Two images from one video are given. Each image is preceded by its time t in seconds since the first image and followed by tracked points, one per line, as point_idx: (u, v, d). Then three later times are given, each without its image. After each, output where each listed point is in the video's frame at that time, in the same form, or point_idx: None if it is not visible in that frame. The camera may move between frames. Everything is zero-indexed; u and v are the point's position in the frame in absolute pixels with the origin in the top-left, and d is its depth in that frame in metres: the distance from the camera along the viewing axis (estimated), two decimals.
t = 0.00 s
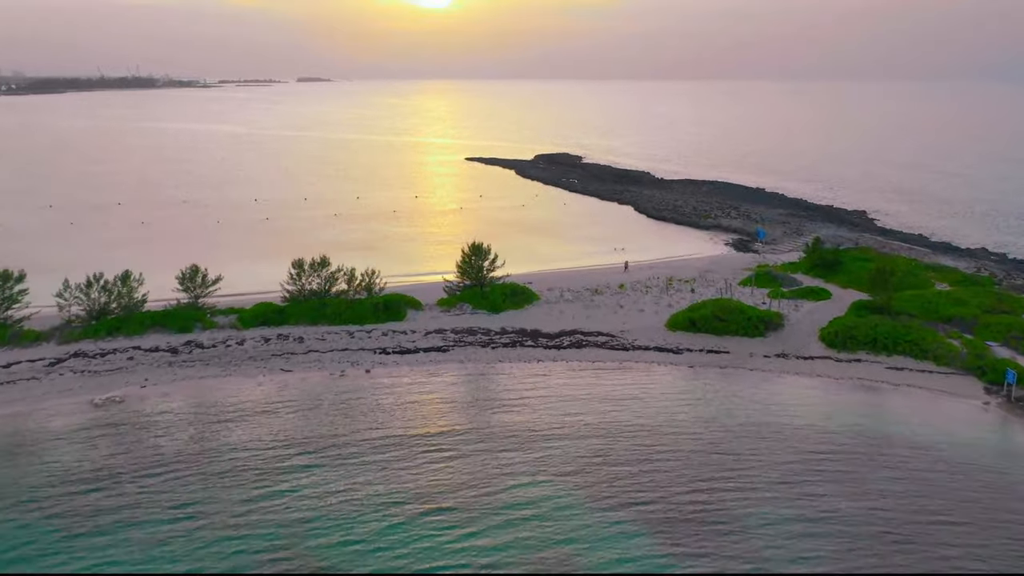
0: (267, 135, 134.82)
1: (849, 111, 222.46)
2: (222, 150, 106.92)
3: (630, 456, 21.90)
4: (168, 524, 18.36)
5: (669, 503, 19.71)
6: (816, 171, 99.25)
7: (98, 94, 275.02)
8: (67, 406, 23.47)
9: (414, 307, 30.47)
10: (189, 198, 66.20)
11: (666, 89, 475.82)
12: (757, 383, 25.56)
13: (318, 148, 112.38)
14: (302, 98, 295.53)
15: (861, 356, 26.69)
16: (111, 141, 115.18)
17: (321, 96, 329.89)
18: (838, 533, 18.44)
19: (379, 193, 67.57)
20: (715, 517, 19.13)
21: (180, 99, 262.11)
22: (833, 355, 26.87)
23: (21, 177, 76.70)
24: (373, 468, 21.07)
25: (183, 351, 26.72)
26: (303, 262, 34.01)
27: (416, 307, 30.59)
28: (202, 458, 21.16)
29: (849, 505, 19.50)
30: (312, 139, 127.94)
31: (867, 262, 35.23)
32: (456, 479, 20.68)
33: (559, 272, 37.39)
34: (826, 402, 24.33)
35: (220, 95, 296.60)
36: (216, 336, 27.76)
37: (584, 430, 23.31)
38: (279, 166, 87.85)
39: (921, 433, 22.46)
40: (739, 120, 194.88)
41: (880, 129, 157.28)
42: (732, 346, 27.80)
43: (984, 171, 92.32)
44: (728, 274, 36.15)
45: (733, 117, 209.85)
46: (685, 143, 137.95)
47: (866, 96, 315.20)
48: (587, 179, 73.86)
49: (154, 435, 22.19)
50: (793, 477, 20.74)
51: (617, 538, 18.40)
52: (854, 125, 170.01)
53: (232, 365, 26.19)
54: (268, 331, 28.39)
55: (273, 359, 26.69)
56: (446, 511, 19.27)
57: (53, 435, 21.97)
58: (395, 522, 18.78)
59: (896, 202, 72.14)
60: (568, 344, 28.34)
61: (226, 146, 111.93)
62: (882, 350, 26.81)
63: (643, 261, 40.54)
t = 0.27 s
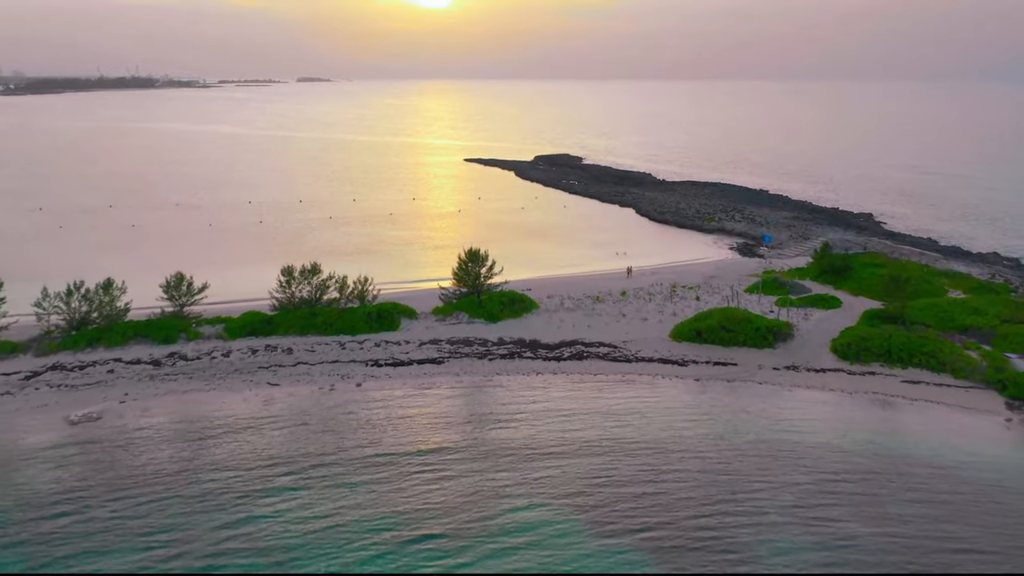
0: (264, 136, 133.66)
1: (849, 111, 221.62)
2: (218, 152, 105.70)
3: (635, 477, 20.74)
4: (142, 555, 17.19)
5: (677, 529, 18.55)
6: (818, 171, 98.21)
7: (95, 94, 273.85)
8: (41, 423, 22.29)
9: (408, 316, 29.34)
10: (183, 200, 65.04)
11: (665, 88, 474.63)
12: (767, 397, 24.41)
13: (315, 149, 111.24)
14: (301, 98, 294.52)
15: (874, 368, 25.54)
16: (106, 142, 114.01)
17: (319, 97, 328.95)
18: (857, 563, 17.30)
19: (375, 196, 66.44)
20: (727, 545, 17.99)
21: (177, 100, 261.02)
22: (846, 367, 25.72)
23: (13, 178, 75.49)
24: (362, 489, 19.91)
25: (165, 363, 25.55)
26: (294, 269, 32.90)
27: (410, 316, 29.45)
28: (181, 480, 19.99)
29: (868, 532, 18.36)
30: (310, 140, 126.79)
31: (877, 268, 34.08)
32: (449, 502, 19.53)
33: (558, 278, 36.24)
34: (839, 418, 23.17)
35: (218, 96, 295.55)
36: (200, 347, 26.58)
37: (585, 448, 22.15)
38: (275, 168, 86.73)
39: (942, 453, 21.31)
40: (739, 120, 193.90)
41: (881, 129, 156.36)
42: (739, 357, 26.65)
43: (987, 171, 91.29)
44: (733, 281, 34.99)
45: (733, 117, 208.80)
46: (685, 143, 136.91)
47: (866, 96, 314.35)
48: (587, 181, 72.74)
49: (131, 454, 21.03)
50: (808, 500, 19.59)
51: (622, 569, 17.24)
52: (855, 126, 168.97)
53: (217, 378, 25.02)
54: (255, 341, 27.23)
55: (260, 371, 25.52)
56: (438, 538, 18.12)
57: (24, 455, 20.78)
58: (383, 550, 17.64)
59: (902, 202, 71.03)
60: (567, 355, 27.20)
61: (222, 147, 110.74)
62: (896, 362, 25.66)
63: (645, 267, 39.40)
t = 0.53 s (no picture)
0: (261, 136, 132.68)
1: (850, 111, 220.97)
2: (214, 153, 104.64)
3: (639, 497, 19.73)
4: None
5: (685, 554, 17.53)
6: (820, 171, 97.34)
7: (93, 94, 272.84)
8: (17, 439, 21.27)
9: (403, 324, 28.34)
10: (177, 203, 64.02)
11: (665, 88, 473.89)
12: (776, 410, 23.40)
13: (312, 150, 110.27)
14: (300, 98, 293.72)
15: (887, 380, 24.55)
16: (101, 142, 112.91)
17: (318, 97, 328.10)
18: None
19: (372, 198, 65.44)
20: (737, 571, 17.01)
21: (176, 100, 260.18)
22: (858, 378, 24.71)
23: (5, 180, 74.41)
24: (350, 510, 18.91)
25: (149, 375, 24.54)
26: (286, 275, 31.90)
27: (405, 324, 28.45)
28: (161, 501, 18.97)
29: (886, 557, 17.37)
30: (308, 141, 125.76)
31: (887, 274, 33.06)
32: (442, 524, 18.53)
33: (558, 284, 35.22)
34: (852, 433, 22.17)
35: (218, 96, 294.66)
36: (186, 358, 25.58)
37: (587, 465, 21.13)
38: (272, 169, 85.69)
39: (962, 471, 20.30)
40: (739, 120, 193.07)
41: (883, 129, 155.56)
42: (746, 368, 25.63)
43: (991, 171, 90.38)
44: (739, 287, 33.97)
45: (734, 117, 207.84)
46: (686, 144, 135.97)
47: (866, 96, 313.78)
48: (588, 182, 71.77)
49: (110, 473, 20.01)
50: (822, 522, 18.60)
51: None
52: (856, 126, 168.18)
53: (202, 391, 24.01)
54: (244, 352, 26.20)
55: (248, 384, 24.51)
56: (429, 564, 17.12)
57: None
58: None
59: (907, 203, 70.02)
60: (568, 366, 26.20)
61: (219, 148, 109.68)
62: (910, 374, 24.66)
63: (648, 271, 38.38)
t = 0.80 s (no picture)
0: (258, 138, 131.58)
1: (850, 111, 220.11)
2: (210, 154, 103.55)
3: (644, 522, 18.59)
4: None
5: None
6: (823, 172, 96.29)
7: (90, 95, 271.78)
8: None
9: (395, 335, 27.20)
10: (170, 205, 62.87)
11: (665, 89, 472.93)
12: (788, 427, 22.26)
13: (310, 151, 109.16)
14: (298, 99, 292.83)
15: (903, 395, 23.40)
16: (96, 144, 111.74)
17: (317, 97, 327.00)
18: None
19: (368, 200, 64.30)
20: None
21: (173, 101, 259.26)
22: (872, 393, 23.58)
23: None
24: (335, 536, 17.78)
25: (128, 390, 23.38)
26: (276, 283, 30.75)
27: (398, 335, 27.31)
28: (135, 528, 17.83)
29: None
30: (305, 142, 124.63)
31: (898, 282, 31.90)
32: (433, 551, 17.40)
33: (558, 291, 34.08)
34: (867, 451, 21.02)
35: (216, 97, 293.59)
36: (168, 371, 24.43)
37: (588, 487, 19.99)
38: (268, 171, 84.54)
39: (986, 493, 19.18)
40: (740, 121, 192.04)
41: (884, 130, 154.59)
42: (755, 382, 24.48)
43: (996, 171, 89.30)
44: (745, 294, 32.80)
45: (734, 117, 206.81)
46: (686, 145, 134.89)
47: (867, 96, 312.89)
48: (588, 184, 70.67)
49: (83, 496, 18.87)
50: (839, 549, 17.47)
51: None
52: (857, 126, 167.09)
53: (184, 407, 22.86)
54: (229, 364, 25.05)
55: (232, 399, 23.36)
56: None
57: None
58: None
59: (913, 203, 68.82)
60: (568, 379, 25.05)
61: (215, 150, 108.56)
62: (926, 388, 23.51)
63: (650, 277, 37.25)
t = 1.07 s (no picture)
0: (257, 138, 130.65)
1: (851, 111, 219.26)
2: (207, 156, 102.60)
3: (650, 548, 17.58)
4: None
5: None
6: (826, 172, 95.33)
7: (89, 95, 270.98)
8: None
9: (389, 345, 26.21)
10: (164, 207, 61.94)
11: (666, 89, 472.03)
12: (799, 444, 21.26)
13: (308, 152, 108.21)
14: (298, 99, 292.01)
15: (918, 409, 22.40)
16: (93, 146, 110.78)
17: (316, 97, 326.04)
18: None
19: (365, 202, 63.36)
20: None
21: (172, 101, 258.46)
22: (886, 407, 22.57)
23: None
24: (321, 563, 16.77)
25: (109, 404, 22.38)
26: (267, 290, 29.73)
27: (392, 345, 26.31)
28: (110, 555, 16.82)
29: None
30: (303, 142, 123.63)
31: (910, 289, 30.87)
32: None
33: (558, 297, 33.07)
34: (883, 470, 20.02)
35: (215, 97, 292.70)
36: (151, 384, 23.42)
37: (590, 508, 18.98)
38: (265, 172, 83.56)
39: (1009, 516, 18.18)
40: (741, 121, 191.09)
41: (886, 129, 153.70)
42: (764, 395, 23.48)
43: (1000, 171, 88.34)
44: (751, 301, 31.80)
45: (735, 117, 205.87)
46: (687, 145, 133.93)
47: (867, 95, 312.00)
48: (588, 186, 69.70)
49: (56, 519, 17.87)
50: None
51: None
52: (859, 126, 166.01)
53: (167, 422, 21.85)
54: (215, 377, 24.04)
55: (217, 414, 22.34)
56: None
57: None
58: None
59: (918, 204, 67.81)
60: (568, 392, 24.07)
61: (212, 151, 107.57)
62: (942, 401, 22.51)
63: (653, 283, 36.25)
